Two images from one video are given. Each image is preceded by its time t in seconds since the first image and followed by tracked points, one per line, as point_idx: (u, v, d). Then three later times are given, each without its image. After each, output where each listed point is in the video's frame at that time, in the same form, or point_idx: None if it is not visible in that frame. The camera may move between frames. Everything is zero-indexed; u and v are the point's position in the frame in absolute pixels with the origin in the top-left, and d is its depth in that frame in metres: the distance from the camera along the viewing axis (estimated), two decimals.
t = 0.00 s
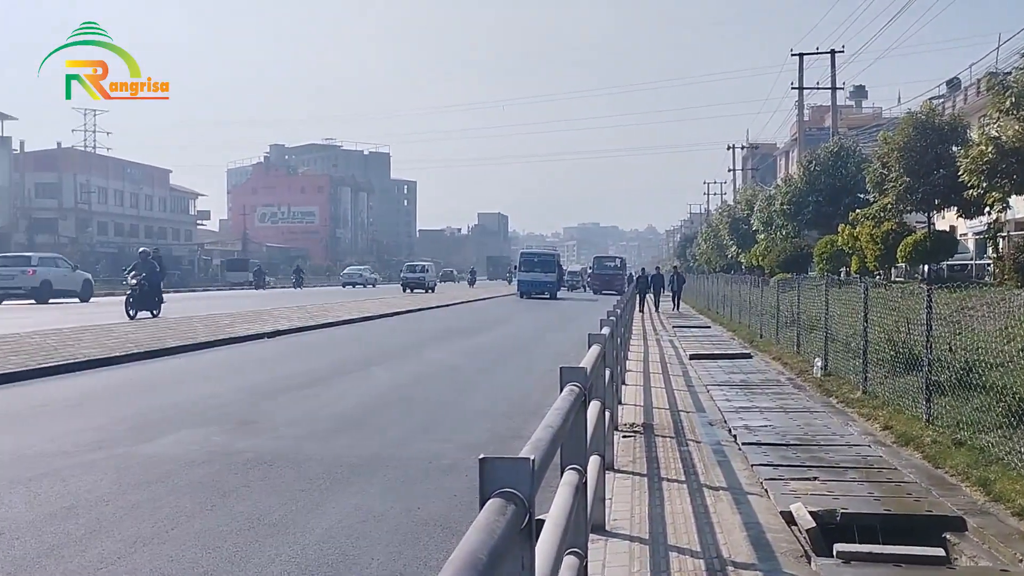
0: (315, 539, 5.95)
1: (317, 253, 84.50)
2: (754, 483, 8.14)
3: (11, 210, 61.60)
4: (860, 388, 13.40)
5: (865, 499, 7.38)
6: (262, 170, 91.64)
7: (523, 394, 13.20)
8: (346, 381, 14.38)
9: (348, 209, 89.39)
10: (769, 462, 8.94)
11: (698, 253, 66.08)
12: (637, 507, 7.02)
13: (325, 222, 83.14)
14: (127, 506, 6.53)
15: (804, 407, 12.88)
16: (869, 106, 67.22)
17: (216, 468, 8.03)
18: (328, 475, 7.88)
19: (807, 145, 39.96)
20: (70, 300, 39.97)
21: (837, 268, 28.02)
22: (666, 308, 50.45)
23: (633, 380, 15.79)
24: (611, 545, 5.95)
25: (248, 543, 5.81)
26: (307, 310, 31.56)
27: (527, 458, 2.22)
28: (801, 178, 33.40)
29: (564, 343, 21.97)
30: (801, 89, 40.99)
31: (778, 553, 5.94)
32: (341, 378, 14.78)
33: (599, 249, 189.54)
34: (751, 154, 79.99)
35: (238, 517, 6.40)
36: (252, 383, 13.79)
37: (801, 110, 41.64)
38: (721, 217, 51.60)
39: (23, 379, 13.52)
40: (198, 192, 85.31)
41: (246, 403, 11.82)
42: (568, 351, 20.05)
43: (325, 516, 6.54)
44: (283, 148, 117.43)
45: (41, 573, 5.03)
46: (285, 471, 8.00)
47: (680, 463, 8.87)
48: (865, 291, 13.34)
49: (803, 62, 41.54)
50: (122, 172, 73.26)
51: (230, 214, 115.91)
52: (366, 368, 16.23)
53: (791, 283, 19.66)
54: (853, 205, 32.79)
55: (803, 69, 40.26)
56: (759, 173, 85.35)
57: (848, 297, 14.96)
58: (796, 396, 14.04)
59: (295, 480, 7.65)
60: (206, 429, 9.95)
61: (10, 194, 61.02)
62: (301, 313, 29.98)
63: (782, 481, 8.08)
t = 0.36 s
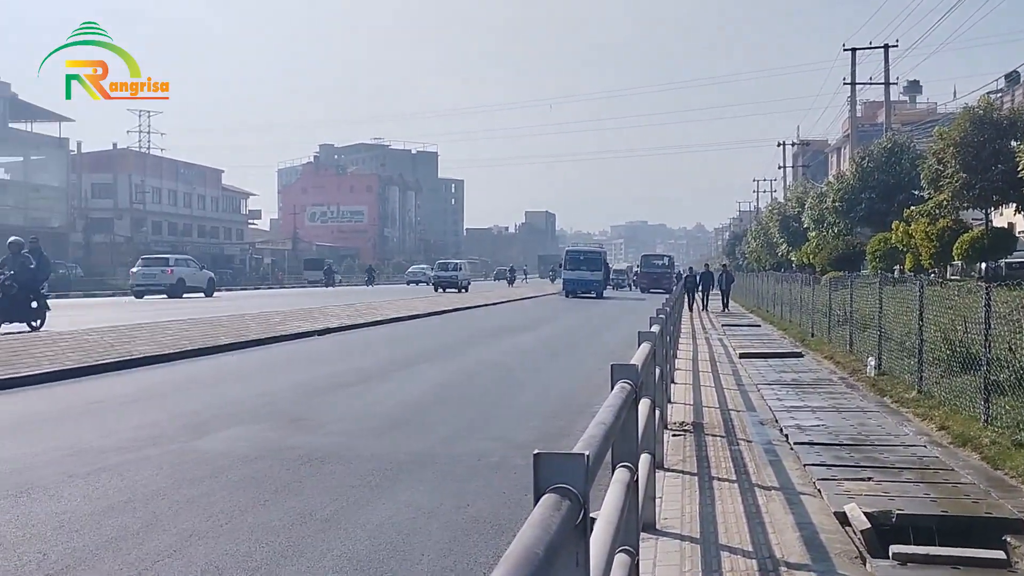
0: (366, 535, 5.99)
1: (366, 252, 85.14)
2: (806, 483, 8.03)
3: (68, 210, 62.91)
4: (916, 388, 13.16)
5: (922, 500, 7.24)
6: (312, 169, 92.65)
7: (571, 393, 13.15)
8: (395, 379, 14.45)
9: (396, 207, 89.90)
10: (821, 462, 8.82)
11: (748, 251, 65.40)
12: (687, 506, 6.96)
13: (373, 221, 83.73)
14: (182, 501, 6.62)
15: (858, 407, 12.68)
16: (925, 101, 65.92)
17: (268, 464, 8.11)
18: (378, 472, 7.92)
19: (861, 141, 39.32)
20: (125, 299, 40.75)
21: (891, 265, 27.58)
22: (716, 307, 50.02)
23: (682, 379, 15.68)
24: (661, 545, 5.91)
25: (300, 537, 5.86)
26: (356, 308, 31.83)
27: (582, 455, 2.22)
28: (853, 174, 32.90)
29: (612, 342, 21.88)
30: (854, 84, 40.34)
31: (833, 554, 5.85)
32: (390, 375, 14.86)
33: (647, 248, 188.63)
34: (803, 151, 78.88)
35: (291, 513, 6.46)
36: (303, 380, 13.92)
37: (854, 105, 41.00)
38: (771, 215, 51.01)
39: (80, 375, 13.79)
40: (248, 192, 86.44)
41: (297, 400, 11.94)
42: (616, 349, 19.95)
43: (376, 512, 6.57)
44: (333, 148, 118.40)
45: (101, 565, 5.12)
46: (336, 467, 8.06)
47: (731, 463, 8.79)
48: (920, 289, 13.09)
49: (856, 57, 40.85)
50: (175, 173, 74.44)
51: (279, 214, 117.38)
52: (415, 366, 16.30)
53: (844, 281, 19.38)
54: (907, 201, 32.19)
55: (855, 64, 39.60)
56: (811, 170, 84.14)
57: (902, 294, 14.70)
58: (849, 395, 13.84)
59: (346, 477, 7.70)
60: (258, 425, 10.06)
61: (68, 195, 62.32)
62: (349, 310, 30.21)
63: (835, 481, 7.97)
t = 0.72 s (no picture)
0: (436, 527, 6.02)
1: (433, 247, 85.81)
2: (884, 484, 7.86)
3: (146, 205, 64.64)
4: (997, 390, 12.78)
5: (1006, 505, 7.02)
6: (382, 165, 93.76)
7: (641, 389, 13.06)
8: (463, 373, 14.52)
9: (463, 203, 90.50)
10: (899, 463, 8.61)
11: (820, 247, 64.27)
12: (761, 505, 6.86)
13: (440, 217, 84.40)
14: (257, 490, 6.74)
15: (937, 407, 12.36)
16: (1006, 94, 63.99)
17: (340, 455, 8.22)
18: (448, 465, 7.97)
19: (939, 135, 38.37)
20: (201, 292, 41.75)
21: (971, 263, 26.86)
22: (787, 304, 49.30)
23: (753, 376, 15.49)
24: (735, 543, 5.84)
25: (372, 528, 5.92)
26: (424, 303, 32.21)
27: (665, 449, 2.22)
28: (931, 169, 32.11)
29: (682, 339, 21.71)
30: (932, 77, 39.35)
31: (912, 557, 5.70)
32: (458, 370, 14.94)
33: (716, 244, 186.73)
34: (877, 145, 77.23)
35: (363, 503, 6.53)
36: (373, 373, 14.08)
37: (932, 99, 40.00)
38: (845, 211, 50.08)
39: (158, 366, 14.12)
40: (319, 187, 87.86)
41: (368, 393, 12.07)
42: (686, 346, 19.79)
43: (447, 505, 6.61)
44: (402, 144, 119.46)
45: (182, 549, 5.24)
46: (405, 460, 8.12)
47: (805, 462, 8.65)
48: (1003, 288, 12.69)
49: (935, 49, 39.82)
50: (249, 169, 75.93)
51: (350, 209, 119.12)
52: (483, 360, 16.37)
53: (922, 278, 18.92)
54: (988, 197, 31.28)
55: (934, 57, 38.63)
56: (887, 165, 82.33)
57: (983, 292, 14.30)
58: (928, 396, 13.49)
59: (417, 469, 7.76)
60: (329, 417, 10.20)
61: (146, 190, 64.01)
62: (418, 305, 30.56)
63: (914, 483, 7.78)
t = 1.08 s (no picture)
0: (550, 524, 6.03)
1: (542, 246, 86.00)
2: (1016, 496, 7.51)
3: (265, 204, 66.56)
4: None
5: None
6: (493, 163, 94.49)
7: (755, 391, 12.82)
8: (573, 372, 14.51)
9: (573, 202, 90.37)
10: None
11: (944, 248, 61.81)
12: (885, 514, 6.65)
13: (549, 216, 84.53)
14: (375, 482, 6.86)
15: None
16: None
17: (453, 451, 8.31)
18: (560, 464, 7.97)
19: None
20: (317, 288, 42.84)
21: None
22: (908, 307, 47.60)
23: (873, 381, 15.02)
24: (857, 552, 5.68)
25: (485, 523, 5.96)
26: (534, 301, 32.27)
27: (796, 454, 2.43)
28: None
29: (798, 341, 21.19)
30: None
31: None
32: (569, 368, 14.92)
33: (832, 244, 181.74)
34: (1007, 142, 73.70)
35: (477, 499, 6.59)
36: (485, 370, 14.20)
37: None
38: (972, 210, 48.03)
39: (277, 359, 14.53)
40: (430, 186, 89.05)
41: (479, 390, 12.18)
42: (802, 349, 19.31)
43: (559, 503, 6.62)
44: (512, 142, 119.96)
45: (303, 538, 5.37)
46: (518, 457, 8.16)
47: (931, 470, 8.34)
48: None
49: None
50: (363, 169, 77.36)
51: (461, 207, 120.39)
52: (593, 359, 16.32)
53: None
54: None
55: None
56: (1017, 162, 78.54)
57: None
58: None
59: (529, 467, 7.79)
60: (442, 413, 10.33)
61: (265, 189, 65.91)
62: (528, 303, 30.63)
63: None
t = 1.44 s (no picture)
0: (647, 526, 5.98)
1: (634, 247, 85.46)
2: None
3: (360, 205, 67.56)
4: None
5: None
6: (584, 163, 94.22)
7: (857, 394, 12.51)
8: (667, 373, 14.36)
9: (665, 201, 89.45)
10: None
11: None
12: (999, 522, 6.41)
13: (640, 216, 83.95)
14: (472, 480, 6.91)
15: None
16: None
17: (548, 450, 8.31)
18: (657, 465, 7.90)
19: None
20: (410, 288, 43.26)
21: None
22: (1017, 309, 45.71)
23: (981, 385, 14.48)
24: (969, 561, 5.50)
25: (582, 524, 5.95)
26: (627, 301, 32.01)
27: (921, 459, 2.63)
28: None
29: (900, 343, 20.56)
30: None
31: None
32: (662, 369, 14.77)
33: (935, 244, 176.01)
34: None
35: (573, 499, 6.58)
36: (578, 370, 14.17)
37: None
38: None
39: (373, 358, 14.75)
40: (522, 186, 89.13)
41: (574, 389, 12.17)
42: (905, 351, 18.74)
43: (657, 504, 6.56)
44: (603, 140, 119.46)
45: (404, 535, 5.44)
46: (614, 458, 8.12)
47: None
48: None
49: None
50: (455, 169, 77.81)
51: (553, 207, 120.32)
52: (687, 360, 16.13)
53: None
54: None
55: None
56: None
57: None
58: None
59: (625, 468, 7.75)
60: (536, 412, 10.35)
61: (360, 190, 66.83)
62: (621, 304, 30.39)
63: None
